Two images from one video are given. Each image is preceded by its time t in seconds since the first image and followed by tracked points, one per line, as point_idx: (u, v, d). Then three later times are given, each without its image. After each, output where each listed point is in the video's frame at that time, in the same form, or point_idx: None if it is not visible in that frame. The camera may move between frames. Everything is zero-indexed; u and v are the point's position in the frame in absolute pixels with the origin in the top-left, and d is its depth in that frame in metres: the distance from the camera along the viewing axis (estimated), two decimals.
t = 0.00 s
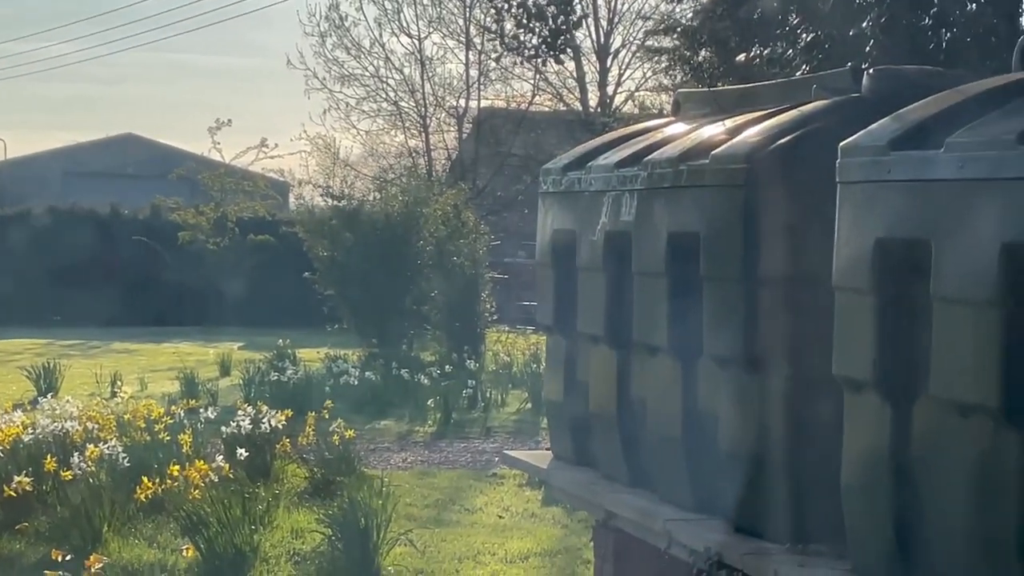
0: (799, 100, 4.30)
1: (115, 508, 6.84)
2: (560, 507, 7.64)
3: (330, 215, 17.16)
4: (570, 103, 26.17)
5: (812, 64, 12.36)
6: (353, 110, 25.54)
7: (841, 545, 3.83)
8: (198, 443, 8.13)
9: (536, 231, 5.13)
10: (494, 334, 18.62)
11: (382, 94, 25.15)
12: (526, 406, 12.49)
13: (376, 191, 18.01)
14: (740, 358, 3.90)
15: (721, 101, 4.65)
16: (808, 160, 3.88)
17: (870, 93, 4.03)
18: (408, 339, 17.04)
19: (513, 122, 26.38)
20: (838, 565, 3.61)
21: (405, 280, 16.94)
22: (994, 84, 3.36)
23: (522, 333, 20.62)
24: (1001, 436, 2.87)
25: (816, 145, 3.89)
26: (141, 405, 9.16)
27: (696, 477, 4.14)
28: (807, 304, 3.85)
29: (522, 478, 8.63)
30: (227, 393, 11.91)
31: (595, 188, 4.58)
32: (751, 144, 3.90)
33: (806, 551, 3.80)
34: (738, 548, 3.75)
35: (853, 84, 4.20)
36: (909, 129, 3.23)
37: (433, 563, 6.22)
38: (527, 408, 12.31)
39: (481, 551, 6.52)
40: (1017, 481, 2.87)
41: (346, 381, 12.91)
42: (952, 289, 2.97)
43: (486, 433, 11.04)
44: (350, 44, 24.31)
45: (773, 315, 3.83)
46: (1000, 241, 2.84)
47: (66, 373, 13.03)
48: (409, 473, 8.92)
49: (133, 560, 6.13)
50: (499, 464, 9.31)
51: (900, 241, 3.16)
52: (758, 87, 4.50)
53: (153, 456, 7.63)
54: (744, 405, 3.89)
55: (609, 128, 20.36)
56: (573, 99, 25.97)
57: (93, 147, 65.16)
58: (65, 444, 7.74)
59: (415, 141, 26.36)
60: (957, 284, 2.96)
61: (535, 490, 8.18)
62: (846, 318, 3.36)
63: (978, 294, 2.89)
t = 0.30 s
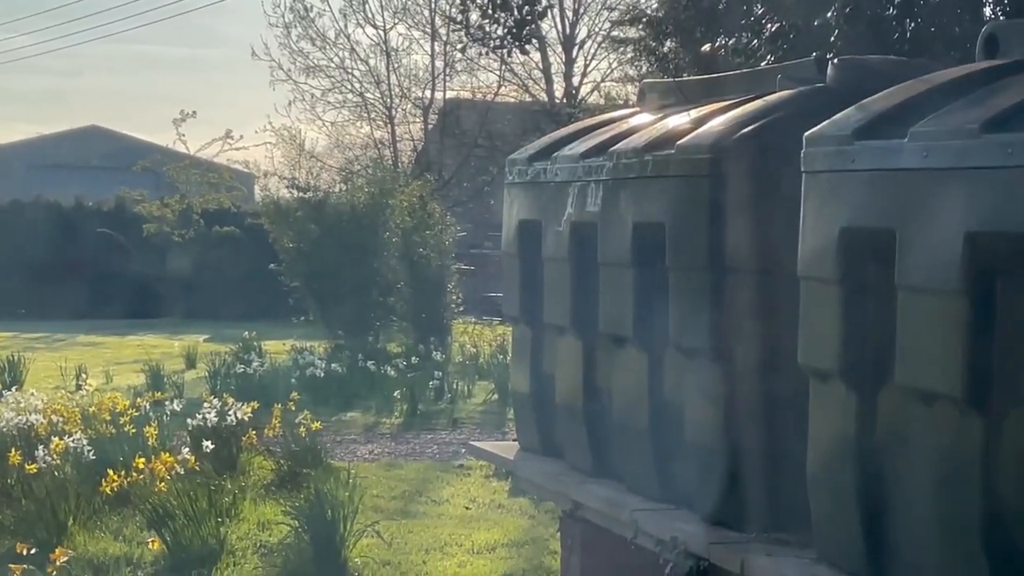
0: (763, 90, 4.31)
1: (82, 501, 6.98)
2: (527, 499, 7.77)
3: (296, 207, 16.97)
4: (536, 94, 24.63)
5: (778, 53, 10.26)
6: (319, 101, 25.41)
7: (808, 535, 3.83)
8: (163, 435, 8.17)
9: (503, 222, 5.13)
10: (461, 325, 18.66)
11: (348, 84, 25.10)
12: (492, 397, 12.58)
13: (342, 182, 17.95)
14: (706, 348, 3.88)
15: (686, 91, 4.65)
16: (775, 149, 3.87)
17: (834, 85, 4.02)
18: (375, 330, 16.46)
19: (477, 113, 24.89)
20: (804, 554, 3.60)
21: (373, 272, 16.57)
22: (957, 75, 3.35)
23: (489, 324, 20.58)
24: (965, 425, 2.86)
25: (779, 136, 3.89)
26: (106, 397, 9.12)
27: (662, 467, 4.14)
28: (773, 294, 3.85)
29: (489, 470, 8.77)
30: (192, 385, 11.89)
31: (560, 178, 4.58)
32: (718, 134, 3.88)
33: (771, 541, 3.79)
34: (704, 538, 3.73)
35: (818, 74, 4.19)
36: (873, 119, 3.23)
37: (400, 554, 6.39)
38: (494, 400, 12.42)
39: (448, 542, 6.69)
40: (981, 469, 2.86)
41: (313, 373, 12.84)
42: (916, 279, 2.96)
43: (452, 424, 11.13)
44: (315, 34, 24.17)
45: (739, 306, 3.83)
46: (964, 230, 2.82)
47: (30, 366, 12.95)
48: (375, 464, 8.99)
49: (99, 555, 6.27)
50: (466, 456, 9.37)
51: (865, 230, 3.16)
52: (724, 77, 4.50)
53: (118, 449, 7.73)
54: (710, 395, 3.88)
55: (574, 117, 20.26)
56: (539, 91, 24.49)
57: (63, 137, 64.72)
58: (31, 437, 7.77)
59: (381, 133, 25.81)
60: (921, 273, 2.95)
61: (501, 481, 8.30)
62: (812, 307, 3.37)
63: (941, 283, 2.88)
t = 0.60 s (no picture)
0: (733, 80, 4.29)
1: (53, 491, 7.12)
2: (499, 489, 7.85)
3: (268, 200, 16.64)
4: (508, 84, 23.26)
5: (748, 43, 9.21)
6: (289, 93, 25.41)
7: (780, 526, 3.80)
8: (135, 428, 8.20)
9: (475, 212, 5.13)
10: (435, 317, 18.70)
11: (318, 76, 25.09)
12: (465, 387, 12.65)
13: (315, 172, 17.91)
14: (678, 338, 3.85)
15: (657, 82, 4.65)
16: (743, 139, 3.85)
17: (803, 74, 3.99)
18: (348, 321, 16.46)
19: (450, 105, 23.95)
20: (774, 542, 3.55)
21: (343, 264, 16.38)
22: (926, 63, 3.33)
23: (461, 315, 20.57)
24: (934, 413, 2.85)
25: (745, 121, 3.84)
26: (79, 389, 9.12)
27: (632, 458, 4.12)
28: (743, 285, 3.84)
29: (462, 461, 8.79)
30: (164, 376, 11.93)
31: (531, 168, 4.58)
32: (688, 124, 3.85)
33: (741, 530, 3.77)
34: (676, 528, 3.71)
35: (788, 63, 4.16)
36: (842, 108, 3.22)
37: (372, 545, 6.53)
38: (466, 390, 12.52)
39: (420, 532, 6.78)
40: (948, 457, 2.86)
41: (285, 364, 12.80)
42: (886, 267, 2.95)
43: (425, 415, 11.21)
44: (286, 25, 24.08)
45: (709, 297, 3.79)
46: (931, 218, 2.81)
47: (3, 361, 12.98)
48: (347, 455, 9.03)
49: (67, 547, 6.56)
50: (438, 447, 9.38)
51: (834, 216, 3.15)
52: (696, 67, 4.49)
53: (88, 440, 7.79)
54: (679, 385, 3.85)
55: (546, 107, 20.18)
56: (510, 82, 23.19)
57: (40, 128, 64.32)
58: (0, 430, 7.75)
59: (352, 124, 25.83)
60: (889, 262, 2.94)
61: (474, 471, 8.37)
62: (781, 296, 3.35)
63: (909, 271, 2.88)
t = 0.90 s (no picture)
0: (710, 70, 4.28)
1: (30, 484, 7.16)
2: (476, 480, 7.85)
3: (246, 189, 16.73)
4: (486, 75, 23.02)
5: (725, 34, 8.75)
6: (267, 84, 25.34)
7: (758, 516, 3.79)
8: (113, 421, 8.17)
9: (453, 203, 5.13)
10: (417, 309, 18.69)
11: (297, 67, 25.04)
12: (445, 378, 12.69)
13: (293, 164, 17.86)
14: (656, 329, 3.84)
15: (635, 73, 4.64)
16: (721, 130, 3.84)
17: (780, 63, 3.98)
18: (327, 313, 16.37)
19: (433, 97, 23.94)
20: (752, 532, 3.54)
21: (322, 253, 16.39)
22: (901, 52, 3.32)
23: (443, 306, 20.55)
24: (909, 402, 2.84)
25: (718, 107, 3.78)
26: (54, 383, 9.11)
27: (610, 448, 4.12)
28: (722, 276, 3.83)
29: (441, 452, 8.79)
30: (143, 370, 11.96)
31: (509, 159, 4.58)
32: (665, 113, 3.83)
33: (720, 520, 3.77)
34: (655, 518, 3.70)
35: (766, 53, 4.15)
36: (818, 98, 3.21)
37: (351, 537, 6.54)
38: (447, 381, 12.58)
39: (400, 524, 6.78)
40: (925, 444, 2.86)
41: (264, 357, 12.76)
42: (861, 257, 2.94)
43: (403, 407, 11.24)
44: (265, 17, 23.99)
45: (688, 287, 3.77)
46: (908, 208, 2.80)
47: None
48: (327, 447, 9.03)
49: (45, 541, 6.60)
50: (417, 438, 9.38)
51: (809, 205, 3.14)
52: (674, 56, 4.47)
53: (67, 433, 7.77)
54: (657, 375, 3.84)
55: (526, 98, 20.16)
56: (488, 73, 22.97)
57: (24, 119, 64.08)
58: None
59: (331, 114, 25.64)
60: (865, 252, 2.93)
61: (452, 462, 8.37)
62: (757, 285, 3.35)
63: (884, 261, 2.87)
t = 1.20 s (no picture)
0: (698, 62, 4.29)
1: (19, 480, 7.26)
2: (465, 472, 7.87)
3: (233, 183, 16.48)
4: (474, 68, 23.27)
5: (712, 26, 8.70)
6: (253, 76, 25.27)
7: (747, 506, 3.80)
8: (101, 414, 8.16)
9: (440, 195, 5.13)
10: (404, 301, 18.70)
11: (284, 60, 24.96)
12: (433, 370, 12.71)
13: (280, 156, 17.83)
14: (645, 320, 3.84)
15: (622, 65, 4.64)
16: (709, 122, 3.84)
17: (767, 54, 3.98)
18: (314, 304, 16.24)
19: (419, 90, 23.93)
20: (742, 523, 3.54)
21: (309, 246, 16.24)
22: (889, 43, 3.32)
23: (430, 297, 20.57)
24: (898, 393, 2.85)
25: (705, 99, 3.80)
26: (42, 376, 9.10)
27: (600, 440, 4.12)
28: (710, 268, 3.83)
29: (429, 444, 8.80)
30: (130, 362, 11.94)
31: (497, 151, 4.58)
32: (653, 104, 3.83)
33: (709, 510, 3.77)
34: (644, 510, 3.69)
35: (753, 44, 4.15)
36: (807, 90, 3.21)
37: (340, 529, 6.53)
38: (434, 373, 12.60)
39: (389, 516, 6.79)
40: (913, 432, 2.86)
41: (252, 349, 12.74)
42: (850, 248, 2.95)
43: (391, 398, 11.26)
44: (251, 10, 23.93)
45: (677, 278, 3.77)
46: (895, 199, 2.81)
47: None
48: (315, 439, 9.04)
49: (34, 534, 6.60)
50: (406, 430, 9.39)
51: (796, 196, 3.16)
52: (662, 48, 4.48)
53: (54, 426, 7.78)
54: (645, 367, 3.85)
55: (512, 90, 20.18)
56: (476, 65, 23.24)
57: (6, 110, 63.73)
58: None
59: (318, 107, 25.47)
60: (854, 243, 2.94)
61: (441, 454, 8.39)
62: (747, 277, 3.35)
63: (872, 251, 2.88)
